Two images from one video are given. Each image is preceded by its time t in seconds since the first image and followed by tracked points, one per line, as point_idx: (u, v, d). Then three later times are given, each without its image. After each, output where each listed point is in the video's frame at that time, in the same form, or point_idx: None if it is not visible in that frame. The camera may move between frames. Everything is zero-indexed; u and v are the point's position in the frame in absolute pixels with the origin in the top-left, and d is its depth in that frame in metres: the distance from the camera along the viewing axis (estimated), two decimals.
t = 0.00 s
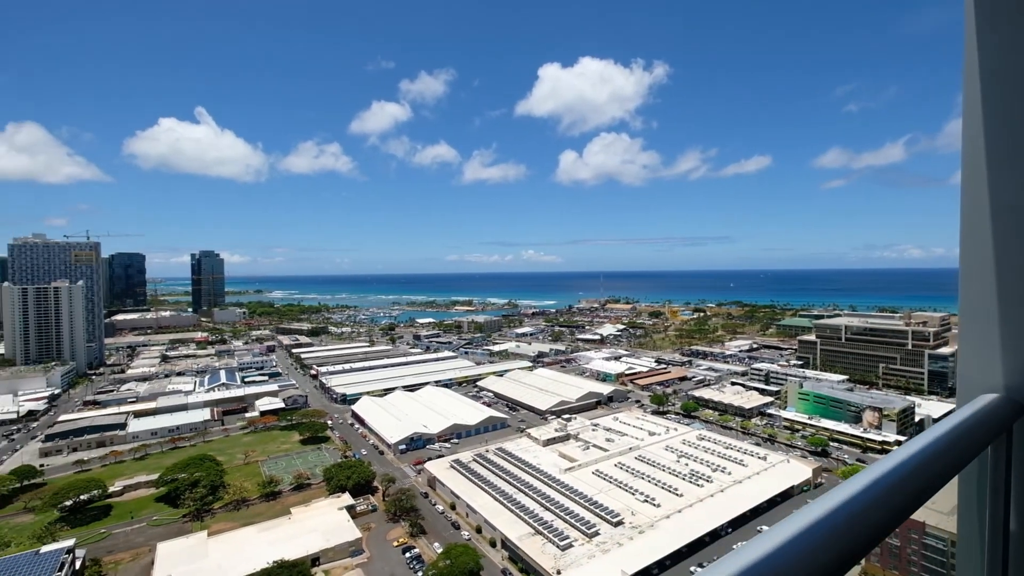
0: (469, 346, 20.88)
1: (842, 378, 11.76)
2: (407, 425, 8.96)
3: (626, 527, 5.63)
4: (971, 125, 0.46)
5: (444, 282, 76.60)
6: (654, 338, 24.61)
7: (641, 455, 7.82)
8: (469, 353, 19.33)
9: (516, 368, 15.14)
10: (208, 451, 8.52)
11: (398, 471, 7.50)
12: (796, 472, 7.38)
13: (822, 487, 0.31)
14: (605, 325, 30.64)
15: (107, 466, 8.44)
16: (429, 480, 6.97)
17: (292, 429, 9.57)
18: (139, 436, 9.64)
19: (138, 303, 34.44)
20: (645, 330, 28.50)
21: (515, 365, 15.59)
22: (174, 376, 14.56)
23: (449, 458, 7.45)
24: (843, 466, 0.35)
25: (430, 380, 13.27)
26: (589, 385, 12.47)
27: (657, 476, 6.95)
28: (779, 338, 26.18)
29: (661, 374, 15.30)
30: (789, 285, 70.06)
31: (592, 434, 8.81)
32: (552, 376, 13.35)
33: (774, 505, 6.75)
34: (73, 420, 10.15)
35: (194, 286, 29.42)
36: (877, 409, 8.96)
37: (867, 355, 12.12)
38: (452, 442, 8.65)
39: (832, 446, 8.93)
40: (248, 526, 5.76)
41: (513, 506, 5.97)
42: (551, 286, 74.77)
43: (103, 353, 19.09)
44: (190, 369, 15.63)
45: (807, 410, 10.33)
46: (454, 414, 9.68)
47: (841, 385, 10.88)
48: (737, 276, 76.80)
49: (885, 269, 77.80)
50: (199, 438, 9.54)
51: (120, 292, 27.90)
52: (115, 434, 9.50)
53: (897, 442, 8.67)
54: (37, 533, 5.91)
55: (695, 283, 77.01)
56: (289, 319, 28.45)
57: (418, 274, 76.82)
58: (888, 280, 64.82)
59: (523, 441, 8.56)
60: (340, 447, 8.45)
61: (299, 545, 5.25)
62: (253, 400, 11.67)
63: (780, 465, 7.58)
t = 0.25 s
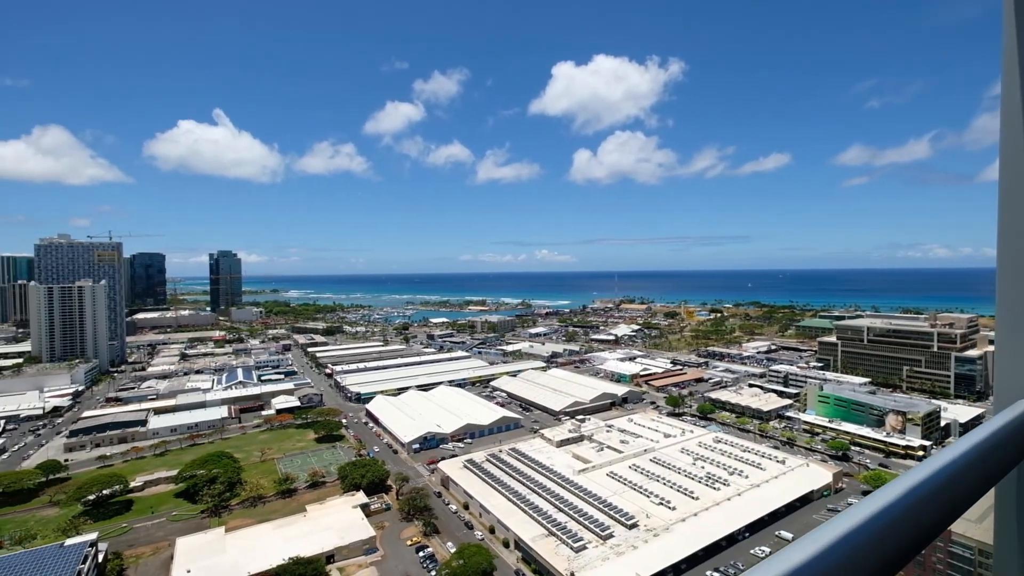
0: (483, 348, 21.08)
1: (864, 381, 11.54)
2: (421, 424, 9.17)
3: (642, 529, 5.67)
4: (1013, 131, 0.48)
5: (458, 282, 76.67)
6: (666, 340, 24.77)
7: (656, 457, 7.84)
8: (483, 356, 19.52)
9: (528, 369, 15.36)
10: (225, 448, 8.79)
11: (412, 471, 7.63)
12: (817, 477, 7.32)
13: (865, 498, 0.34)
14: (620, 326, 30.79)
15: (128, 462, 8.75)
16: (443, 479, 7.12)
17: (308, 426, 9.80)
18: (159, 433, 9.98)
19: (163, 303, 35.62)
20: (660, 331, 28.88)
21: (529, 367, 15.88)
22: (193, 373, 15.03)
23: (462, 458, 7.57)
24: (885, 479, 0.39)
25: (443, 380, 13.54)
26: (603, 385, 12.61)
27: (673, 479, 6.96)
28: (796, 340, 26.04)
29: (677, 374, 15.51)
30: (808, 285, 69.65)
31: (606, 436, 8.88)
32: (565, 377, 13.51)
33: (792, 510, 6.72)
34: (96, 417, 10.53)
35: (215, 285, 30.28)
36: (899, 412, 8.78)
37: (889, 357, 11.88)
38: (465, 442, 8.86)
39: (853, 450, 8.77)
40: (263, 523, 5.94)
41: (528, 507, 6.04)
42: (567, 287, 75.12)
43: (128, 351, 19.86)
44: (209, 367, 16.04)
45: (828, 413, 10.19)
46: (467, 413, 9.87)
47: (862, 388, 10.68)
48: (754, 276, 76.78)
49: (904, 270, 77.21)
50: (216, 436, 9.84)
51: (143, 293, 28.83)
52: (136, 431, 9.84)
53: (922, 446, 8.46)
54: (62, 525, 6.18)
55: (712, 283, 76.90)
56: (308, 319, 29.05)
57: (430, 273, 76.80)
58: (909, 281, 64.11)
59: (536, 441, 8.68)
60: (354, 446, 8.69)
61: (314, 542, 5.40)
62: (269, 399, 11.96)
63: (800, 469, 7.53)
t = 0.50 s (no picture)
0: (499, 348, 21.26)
1: (889, 384, 11.28)
2: (436, 423, 9.34)
3: (657, 532, 5.64)
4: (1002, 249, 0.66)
5: (472, 282, 76.69)
6: (680, 342, 24.91)
7: (672, 459, 7.80)
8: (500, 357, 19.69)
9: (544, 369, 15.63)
10: (243, 445, 9.09)
11: (426, 470, 7.77)
12: (839, 482, 7.16)
13: (874, 525, 0.49)
14: (636, 326, 30.90)
15: (150, 457, 9.08)
16: (456, 479, 7.20)
17: (324, 425, 10.08)
18: (179, 429, 10.32)
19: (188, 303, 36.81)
20: (677, 332, 29.05)
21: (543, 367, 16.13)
22: (212, 372, 15.57)
23: (476, 459, 7.63)
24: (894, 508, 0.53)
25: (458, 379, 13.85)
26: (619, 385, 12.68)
27: (689, 482, 6.91)
28: (816, 341, 25.78)
29: (692, 375, 15.49)
30: (829, 285, 69.00)
31: (621, 438, 8.87)
32: (581, 377, 13.69)
33: (813, 516, 6.62)
34: (119, 414, 10.97)
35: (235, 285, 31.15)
36: (926, 416, 8.56)
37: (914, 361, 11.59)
38: (479, 442, 9.00)
39: (878, 455, 8.58)
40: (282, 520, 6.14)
41: (542, 508, 6.07)
42: (584, 287, 75.36)
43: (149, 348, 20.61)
44: (227, 365, 16.57)
45: (850, 417, 9.94)
46: (482, 413, 10.01)
47: (887, 391, 10.43)
48: (773, 276, 76.73)
49: (928, 270, 76.08)
50: (234, 433, 10.14)
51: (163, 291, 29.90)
52: (158, 427, 10.23)
53: (950, 451, 8.19)
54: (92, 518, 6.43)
55: (730, 283, 76.82)
56: (328, 319, 29.68)
57: (444, 273, 76.79)
58: (934, 281, 63.12)
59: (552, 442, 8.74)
60: (369, 444, 8.93)
61: (328, 540, 5.51)
62: (286, 396, 12.26)
63: (821, 474, 7.39)
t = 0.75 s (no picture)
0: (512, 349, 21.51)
1: (910, 387, 11.06)
2: (449, 424, 9.79)
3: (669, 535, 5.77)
4: None
5: (484, 283, 76.82)
6: (694, 343, 25.03)
7: (686, 462, 7.90)
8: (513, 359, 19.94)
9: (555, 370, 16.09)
10: (258, 444, 9.57)
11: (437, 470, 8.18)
12: (858, 486, 7.10)
13: (915, 519, 0.50)
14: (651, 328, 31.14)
15: (167, 454, 9.57)
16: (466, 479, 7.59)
17: (337, 423, 10.60)
18: (195, 427, 10.84)
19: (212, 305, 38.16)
20: (691, 333, 29.26)
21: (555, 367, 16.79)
22: (226, 370, 16.29)
23: (487, 458, 7.97)
24: (936, 504, 0.55)
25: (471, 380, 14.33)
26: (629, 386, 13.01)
27: (703, 485, 6.99)
28: (835, 342, 25.62)
29: (707, 376, 15.66)
30: (847, 286, 68.59)
31: (636, 440, 8.98)
32: (592, 377, 14.08)
33: (831, 520, 6.60)
34: (136, 411, 11.57)
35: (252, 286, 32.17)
36: (948, 420, 8.39)
37: (937, 364, 11.32)
38: (491, 442, 9.43)
39: (898, 458, 8.43)
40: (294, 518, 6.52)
41: (556, 512, 6.24)
42: (600, 288, 75.81)
43: (165, 347, 21.66)
44: (241, 364, 17.36)
45: (869, 419, 9.79)
46: (493, 414, 10.44)
47: (908, 394, 10.24)
48: (790, 276, 76.79)
49: (949, 270, 75.12)
50: (248, 431, 10.64)
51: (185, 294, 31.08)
52: (174, 424, 10.75)
53: (973, 456, 7.98)
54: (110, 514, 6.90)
55: (746, 282, 76.89)
56: (345, 320, 30.44)
57: (455, 273, 76.92)
58: (954, 280, 62.43)
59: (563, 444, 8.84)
60: (381, 444, 9.38)
61: (339, 538, 5.84)
62: (298, 396, 12.87)
63: (839, 477, 7.33)
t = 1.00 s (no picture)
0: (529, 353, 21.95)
1: (936, 390, 10.80)
2: (463, 424, 10.36)
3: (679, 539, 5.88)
4: None
5: (497, 282, 76.81)
6: (711, 346, 25.21)
7: (703, 464, 7.91)
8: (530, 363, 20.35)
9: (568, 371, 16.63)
10: (274, 441, 10.24)
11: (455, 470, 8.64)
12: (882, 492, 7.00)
13: (939, 529, 0.53)
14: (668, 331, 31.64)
15: (185, 451, 10.25)
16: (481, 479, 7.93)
17: (352, 422, 11.42)
18: (213, 425, 11.62)
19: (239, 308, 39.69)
20: (708, 335, 29.48)
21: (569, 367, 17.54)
22: (243, 369, 17.16)
23: (501, 459, 8.34)
24: (962, 512, 0.57)
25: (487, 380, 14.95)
26: (644, 388, 13.51)
27: (720, 488, 7.01)
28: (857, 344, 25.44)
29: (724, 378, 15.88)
30: (870, 287, 68.00)
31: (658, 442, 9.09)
32: (605, 379, 14.61)
33: (854, 526, 6.51)
34: (157, 409, 12.41)
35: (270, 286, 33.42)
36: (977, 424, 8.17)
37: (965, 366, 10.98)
38: (504, 442, 9.99)
39: (923, 464, 8.23)
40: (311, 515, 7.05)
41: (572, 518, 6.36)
42: (620, 292, 76.15)
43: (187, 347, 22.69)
44: (258, 363, 18.26)
45: (893, 423, 9.61)
46: (507, 415, 10.99)
47: (935, 397, 10.00)
48: (812, 276, 76.80)
49: (977, 270, 73.86)
50: (265, 428, 11.41)
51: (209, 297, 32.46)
52: (192, 423, 11.51)
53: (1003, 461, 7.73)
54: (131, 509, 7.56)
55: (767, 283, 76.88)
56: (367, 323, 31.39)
57: (470, 272, 76.79)
58: (981, 279, 61.55)
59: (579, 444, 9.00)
60: (396, 443, 9.96)
61: (355, 537, 6.22)
62: (314, 394, 13.61)
63: (862, 482, 7.23)
